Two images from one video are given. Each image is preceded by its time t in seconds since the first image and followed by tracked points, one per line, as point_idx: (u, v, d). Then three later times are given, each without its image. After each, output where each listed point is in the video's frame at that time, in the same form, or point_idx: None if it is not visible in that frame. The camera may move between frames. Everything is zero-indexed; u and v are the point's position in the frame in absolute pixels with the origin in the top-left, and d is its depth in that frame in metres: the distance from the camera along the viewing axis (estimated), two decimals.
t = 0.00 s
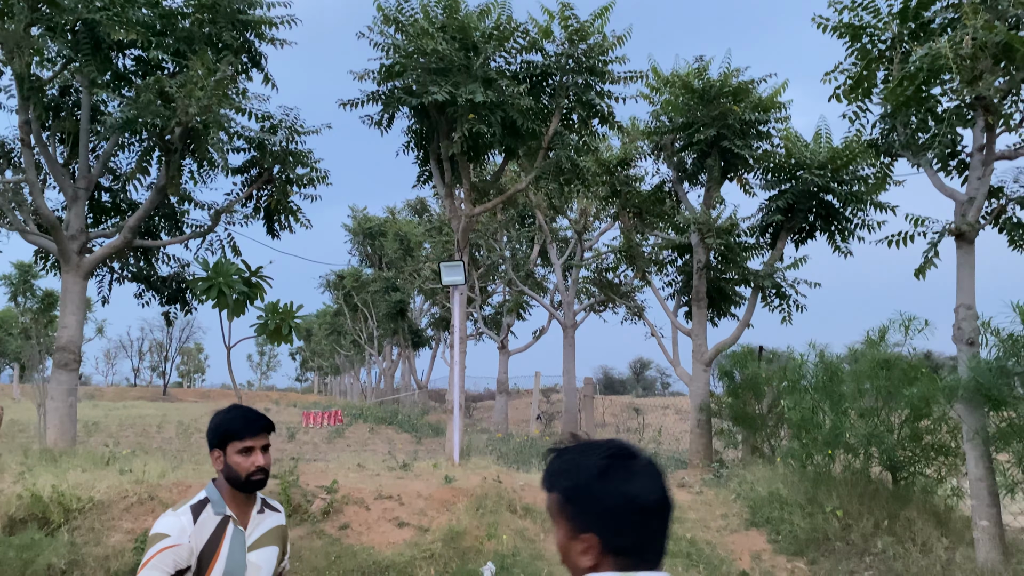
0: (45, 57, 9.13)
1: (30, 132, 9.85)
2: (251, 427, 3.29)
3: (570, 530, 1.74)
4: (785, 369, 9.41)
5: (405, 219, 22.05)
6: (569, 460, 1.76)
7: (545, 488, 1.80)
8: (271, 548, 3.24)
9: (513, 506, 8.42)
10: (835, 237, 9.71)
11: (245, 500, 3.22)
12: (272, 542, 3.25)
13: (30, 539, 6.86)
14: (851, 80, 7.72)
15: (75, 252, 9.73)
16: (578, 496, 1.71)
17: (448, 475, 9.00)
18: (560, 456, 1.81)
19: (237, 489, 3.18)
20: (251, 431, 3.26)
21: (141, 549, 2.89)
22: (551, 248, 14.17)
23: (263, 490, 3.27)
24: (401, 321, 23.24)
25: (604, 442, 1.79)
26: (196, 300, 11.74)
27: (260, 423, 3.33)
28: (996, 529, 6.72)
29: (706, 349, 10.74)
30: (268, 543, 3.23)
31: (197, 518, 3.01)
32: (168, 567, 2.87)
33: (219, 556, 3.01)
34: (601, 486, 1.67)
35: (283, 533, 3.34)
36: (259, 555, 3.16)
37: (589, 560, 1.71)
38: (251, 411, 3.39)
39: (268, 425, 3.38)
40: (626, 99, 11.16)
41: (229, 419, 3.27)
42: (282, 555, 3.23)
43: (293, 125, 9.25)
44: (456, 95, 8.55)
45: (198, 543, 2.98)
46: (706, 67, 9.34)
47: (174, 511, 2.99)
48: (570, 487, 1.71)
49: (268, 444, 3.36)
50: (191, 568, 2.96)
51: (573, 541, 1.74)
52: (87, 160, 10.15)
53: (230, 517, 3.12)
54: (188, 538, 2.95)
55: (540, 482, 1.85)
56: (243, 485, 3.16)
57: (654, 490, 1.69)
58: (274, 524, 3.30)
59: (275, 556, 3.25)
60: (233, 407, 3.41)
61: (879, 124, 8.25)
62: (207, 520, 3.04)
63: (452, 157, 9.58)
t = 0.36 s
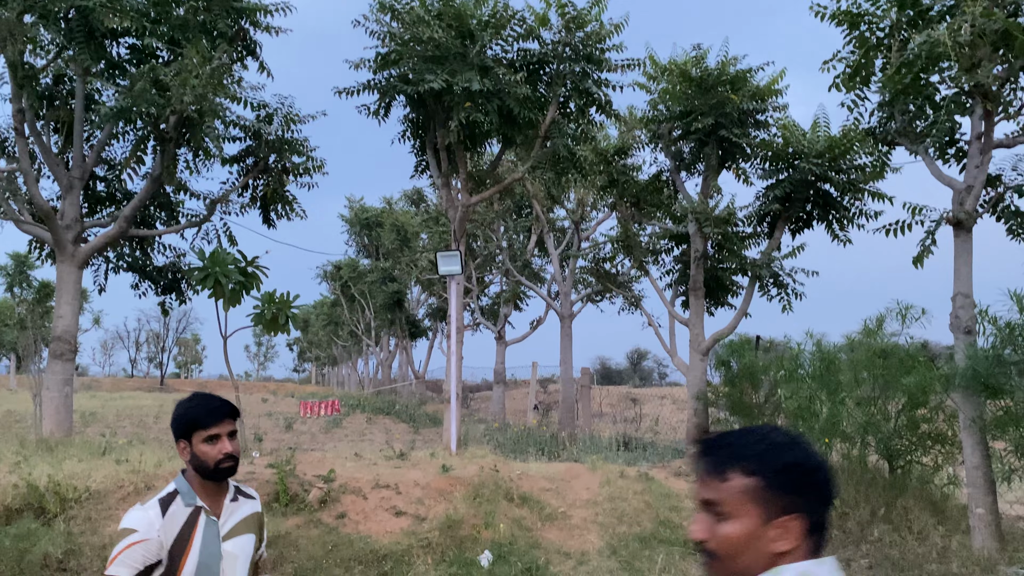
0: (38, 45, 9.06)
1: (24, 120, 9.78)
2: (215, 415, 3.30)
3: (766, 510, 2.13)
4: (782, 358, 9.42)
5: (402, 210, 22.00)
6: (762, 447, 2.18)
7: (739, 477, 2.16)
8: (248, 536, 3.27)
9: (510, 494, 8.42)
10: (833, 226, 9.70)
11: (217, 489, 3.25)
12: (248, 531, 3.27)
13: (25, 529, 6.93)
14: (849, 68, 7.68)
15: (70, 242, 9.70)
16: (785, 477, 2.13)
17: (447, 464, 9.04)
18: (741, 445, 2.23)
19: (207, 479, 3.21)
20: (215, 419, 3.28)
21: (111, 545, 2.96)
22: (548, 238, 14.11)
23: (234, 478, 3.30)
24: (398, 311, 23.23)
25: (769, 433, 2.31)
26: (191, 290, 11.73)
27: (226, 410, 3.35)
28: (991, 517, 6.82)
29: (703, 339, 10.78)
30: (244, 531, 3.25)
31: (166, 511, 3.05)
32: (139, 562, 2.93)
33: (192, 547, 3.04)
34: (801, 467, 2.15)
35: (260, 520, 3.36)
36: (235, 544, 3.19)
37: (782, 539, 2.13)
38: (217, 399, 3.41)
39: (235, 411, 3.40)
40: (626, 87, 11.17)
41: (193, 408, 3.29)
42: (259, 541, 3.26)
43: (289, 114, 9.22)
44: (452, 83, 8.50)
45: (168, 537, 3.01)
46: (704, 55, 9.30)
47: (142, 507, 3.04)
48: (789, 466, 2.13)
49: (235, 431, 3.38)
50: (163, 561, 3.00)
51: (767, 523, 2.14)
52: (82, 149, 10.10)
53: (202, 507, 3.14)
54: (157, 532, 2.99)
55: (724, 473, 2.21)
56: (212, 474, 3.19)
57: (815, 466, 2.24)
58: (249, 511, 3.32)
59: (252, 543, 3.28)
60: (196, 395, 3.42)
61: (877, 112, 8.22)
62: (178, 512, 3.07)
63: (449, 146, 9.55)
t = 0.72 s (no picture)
0: (31, 28, 9.07)
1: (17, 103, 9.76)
2: (184, 384, 3.26)
3: (888, 444, 1.74)
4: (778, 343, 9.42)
5: (398, 198, 21.98)
6: (880, 372, 1.77)
7: (859, 407, 1.74)
8: (226, 505, 3.33)
9: (505, 477, 8.41)
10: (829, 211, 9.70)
11: (190, 458, 3.26)
12: (225, 500, 3.32)
13: (18, 510, 6.92)
14: (846, 49, 7.64)
15: (63, 225, 9.74)
16: (910, 407, 1.73)
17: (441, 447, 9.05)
18: (852, 372, 1.81)
19: (179, 450, 3.20)
20: (184, 388, 3.24)
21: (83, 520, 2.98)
22: (544, 224, 14.16)
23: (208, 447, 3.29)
24: (395, 300, 23.24)
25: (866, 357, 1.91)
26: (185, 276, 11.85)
27: (195, 378, 3.30)
28: (985, 497, 6.90)
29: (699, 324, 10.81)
30: (223, 499, 3.31)
31: (136, 484, 3.08)
32: (110, 536, 2.96)
33: (166, 517, 3.09)
34: (926, 396, 1.76)
35: (238, 488, 3.41)
36: (212, 514, 3.24)
37: (905, 473, 1.75)
38: (185, 366, 3.36)
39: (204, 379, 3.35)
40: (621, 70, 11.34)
41: (160, 377, 3.25)
42: (237, 509, 3.32)
43: (284, 97, 9.22)
44: (447, 65, 8.51)
45: (140, 509, 3.05)
46: (700, 39, 9.30)
47: (113, 480, 3.06)
48: (915, 392, 1.75)
49: (206, 399, 3.35)
50: (136, 534, 3.04)
51: (887, 457, 1.74)
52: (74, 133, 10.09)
53: (175, 478, 3.17)
54: (128, 505, 3.02)
55: (840, 404, 1.77)
56: (183, 445, 3.18)
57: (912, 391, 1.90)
58: (228, 480, 3.37)
59: (231, 511, 3.34)
60: (165, 364, 3.38)
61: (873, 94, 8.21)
62: (150, 484, 3.10)
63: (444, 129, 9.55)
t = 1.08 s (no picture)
0: (23, 9, 9.08)
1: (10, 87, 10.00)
2: (165, 351, 3.26)
3: (910, 387, 1.81)
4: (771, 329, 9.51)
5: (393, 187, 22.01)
6: (907, 314, 1.83)
7: (887, 348, 1.80)
8: (213, 471, 3.33)
9: (500, 459, 8.47)
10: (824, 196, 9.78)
11: (175, 425, 3.27)
12: (213, 466, 3.33)
13: (14, 489, 6.95)
14: (840, 32, 7.66)
15: (57, 208, 10.14)
16: (934, 350, 1.80)
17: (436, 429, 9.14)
18: (879, 315, 1.87)
19: (161, 416, 3.22)
20: (164, 355, 3.24)
21: (69, 487, 3.04)
22: (539, 212, 14.62)
23: (192, 414, 3.30)
24: (390, 289, 23.32)
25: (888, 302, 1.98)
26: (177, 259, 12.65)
27: (175, 345, 3.30)
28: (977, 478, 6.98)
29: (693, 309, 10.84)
30: (210, 466, 3.32)
31: (119, 451, 3.11)
32: (94, 503, 3.00)
33: (151, 484, 3.11)
34: (947, 339, 1.84)
35: (227, 455, 3.41)
36: (198, 480, 3.25)
37: (924, 417, 1.83)
38: (166, 332, 3.35)
39: (184, 346, 3.36)
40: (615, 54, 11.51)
41: (141, 344, 3.25)
42: (224, 475, 3.32)
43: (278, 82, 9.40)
44: (443, 49, 8.61)
45: (123, 476, 3.08)
46: (695, 24, 9.34)
47: (97, 448, 3.10)
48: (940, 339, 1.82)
49: (189, 365, 3.35)
50: (121, 500, 3.08)
51: (909, 400, 1.82)
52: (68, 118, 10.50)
53: (159, 445, 3.19)
54: (111, 473, 3.05)
55: (867, 345, 1.83)
56: (166, 412, 3.20)
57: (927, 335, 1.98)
58: (215, 447, 3.38)
59: (219, 478, 3.34)
60: (147, 331, 3.38)
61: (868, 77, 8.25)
62: (133, 451, 3.13)
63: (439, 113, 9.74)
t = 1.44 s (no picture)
0: None
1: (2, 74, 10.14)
2: (154, 328, 3.24)
3: (911, 348, 1.78)
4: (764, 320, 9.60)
5: (387, 178, 22.04)
6: (910, 275, 1.80)
7: (889, 309, 1.77)
8: (206, 449, 3.31)
9: (494, 447, 8.54)
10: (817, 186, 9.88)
11: (166, 403, 3.25)
12: (205, 443, 3.31)
13: (7, 475, 6.96)
14: (835, 21, 7.66)
15: (49, 195, 10.40)
16: (935, 312, 1.78)
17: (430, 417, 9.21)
18: (882, 276, 1.84)
19: (153, 393, 3.19)
20: (153, 331, 3.21)
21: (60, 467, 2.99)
22: (534, 202, 14.92)
23: (183, 391, 3.28)
24: (384, 280, 23.41)
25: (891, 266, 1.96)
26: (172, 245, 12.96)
27: (163, 321, 3.27)
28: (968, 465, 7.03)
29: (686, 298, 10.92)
30: (203, 442, 3.30)
31: (110, 429, 3.07)
32: (87, 481, 2.96)
33: (144, 461, 3.09)
34: (949, 302, 1.82)
35: (219, 432, 3.40)
36: (192, 457, 3.23)
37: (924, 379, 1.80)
38: (153, 311, 3.32)
39: (173, 322, 3.33)
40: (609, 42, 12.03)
41: (129, 322, 3.21)
42: (218, 451, 3.31)
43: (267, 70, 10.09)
44: (437, 36, 8.70)
45: (116, 454, 3.04)
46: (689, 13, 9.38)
47: (88, 427, 3.06)
48: (942, 300, 1.79)
49: (178, 342, 3.33)
50: (114, 478, 3.04)
51: (908, 360, 1.79)
52: (61, 105, 10.71)
53: (151, 422, 3.16)
54: (103, 450, 3.01)
55: (870, 306, 1.81)
56: (158, 388, 3.17)
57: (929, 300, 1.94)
58: (206, 424, 3.36)
59: (212, 454, 3.32)
60: (132, 310, 3.33)
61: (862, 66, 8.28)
62: (125, 429, 3.10)
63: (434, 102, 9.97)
